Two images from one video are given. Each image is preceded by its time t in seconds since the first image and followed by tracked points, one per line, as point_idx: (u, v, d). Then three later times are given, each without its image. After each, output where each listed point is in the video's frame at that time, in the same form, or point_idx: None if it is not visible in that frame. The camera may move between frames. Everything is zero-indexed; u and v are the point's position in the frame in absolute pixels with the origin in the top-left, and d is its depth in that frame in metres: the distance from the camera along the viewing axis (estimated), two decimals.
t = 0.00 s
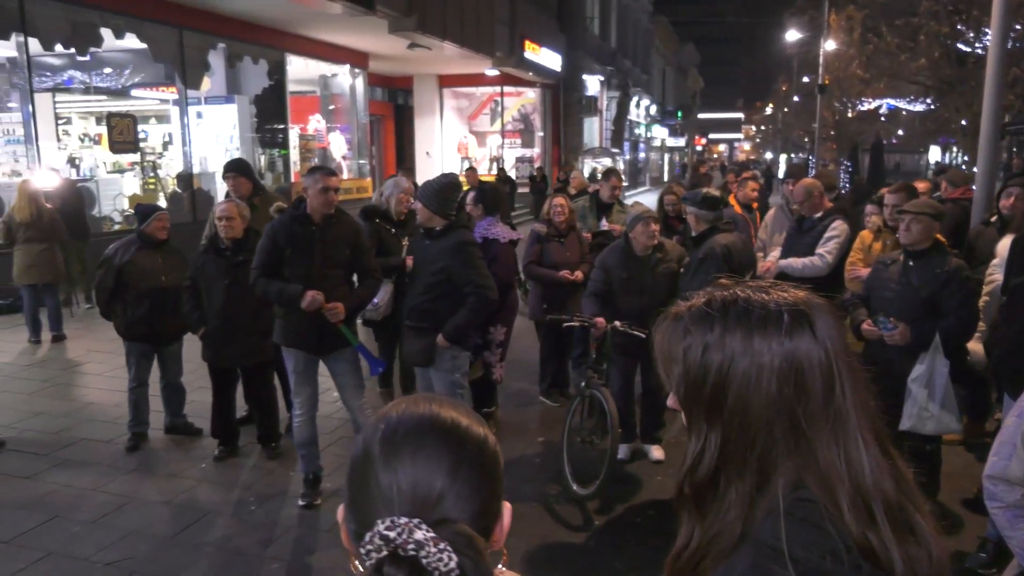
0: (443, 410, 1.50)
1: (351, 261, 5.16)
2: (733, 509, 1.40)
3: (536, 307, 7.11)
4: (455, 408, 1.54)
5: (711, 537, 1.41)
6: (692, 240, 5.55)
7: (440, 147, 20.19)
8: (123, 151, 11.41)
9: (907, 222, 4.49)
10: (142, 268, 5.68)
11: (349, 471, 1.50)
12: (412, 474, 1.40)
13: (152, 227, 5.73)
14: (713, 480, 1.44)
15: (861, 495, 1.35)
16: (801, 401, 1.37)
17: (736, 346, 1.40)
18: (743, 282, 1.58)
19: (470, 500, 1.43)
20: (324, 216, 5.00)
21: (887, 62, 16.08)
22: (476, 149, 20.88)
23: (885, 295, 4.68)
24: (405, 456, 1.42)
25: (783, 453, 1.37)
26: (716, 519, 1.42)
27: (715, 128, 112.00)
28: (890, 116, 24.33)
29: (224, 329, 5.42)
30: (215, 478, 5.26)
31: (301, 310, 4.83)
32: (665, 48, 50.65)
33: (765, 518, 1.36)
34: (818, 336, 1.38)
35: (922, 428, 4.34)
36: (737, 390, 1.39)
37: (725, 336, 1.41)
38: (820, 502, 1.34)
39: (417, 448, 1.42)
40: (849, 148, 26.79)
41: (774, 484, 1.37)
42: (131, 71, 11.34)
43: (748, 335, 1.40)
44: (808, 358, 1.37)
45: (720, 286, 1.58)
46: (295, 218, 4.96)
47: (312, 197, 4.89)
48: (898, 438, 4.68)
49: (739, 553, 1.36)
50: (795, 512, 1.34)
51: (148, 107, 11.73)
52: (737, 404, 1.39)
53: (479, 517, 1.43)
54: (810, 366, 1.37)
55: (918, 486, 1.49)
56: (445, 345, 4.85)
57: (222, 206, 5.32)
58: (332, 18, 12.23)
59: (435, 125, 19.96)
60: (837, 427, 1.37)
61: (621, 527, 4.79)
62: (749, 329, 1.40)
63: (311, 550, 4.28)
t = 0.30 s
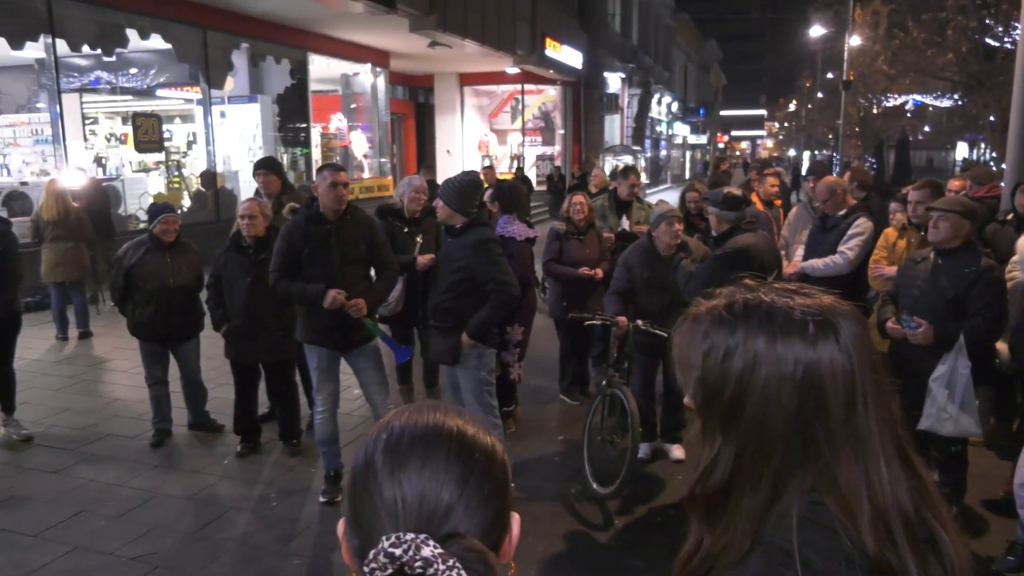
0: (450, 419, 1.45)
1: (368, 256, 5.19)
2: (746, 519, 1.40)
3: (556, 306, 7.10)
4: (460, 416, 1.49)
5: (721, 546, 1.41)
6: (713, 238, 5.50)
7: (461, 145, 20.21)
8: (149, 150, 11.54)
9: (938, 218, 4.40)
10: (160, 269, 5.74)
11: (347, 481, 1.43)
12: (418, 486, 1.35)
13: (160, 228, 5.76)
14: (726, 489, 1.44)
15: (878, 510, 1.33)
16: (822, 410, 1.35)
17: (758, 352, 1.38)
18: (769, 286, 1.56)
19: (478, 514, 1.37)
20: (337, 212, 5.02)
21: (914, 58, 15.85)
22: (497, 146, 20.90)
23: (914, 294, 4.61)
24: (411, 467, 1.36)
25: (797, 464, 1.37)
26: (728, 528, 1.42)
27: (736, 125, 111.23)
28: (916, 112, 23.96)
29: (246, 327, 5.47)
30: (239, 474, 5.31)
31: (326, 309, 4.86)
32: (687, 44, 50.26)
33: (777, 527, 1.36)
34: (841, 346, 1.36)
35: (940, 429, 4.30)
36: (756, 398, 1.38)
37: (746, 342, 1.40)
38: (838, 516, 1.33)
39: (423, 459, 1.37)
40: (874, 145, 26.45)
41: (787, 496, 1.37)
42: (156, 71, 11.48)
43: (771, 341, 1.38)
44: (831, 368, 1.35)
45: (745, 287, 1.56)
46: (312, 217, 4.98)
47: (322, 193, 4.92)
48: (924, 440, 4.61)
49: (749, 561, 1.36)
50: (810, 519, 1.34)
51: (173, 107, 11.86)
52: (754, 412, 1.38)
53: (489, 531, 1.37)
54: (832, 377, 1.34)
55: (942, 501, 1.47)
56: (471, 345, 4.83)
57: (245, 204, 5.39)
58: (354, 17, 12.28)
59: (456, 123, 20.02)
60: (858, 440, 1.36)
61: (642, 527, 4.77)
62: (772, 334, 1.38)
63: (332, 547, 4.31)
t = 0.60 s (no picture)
0: (449, 419, 1.39)
1: (394, 252, 5.20)
2: (768, 513, 1.37)
3: (572, 303, 7.08)
4: (459, 415, 1.43)
5: (743, 537, 1.38)
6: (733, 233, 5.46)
7: (479, 141, 20.21)
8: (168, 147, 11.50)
9: (962, 214, 4.35)
10: (181, 266, 5.80)
11: (340, 480, 1.37)
12: (412, 489, 1.28)
13: (179, 224, 5.80)
14: (750, 481, 1.41)
15: (901, 509, 1.31)
16: (852, 404, 1.33)
17: (789, 343, 1.37)
18: (802, 277, 1.55)
19: (476, 519, 1.29)
20: (358, 208, 5.05)
21: (938, 51, 15.60)
22: (515, 143, 20.98)
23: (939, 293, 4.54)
24: (406, 467, 1.30)
25: (823, 459, 1.34)
26: (750, 519, 1.39)
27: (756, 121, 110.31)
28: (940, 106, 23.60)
29: (265, 322, 5.50)
30: (258, 469, 5.35)
31: (350, 303, 4.88)
32: (707, 40, 49.88)
33: (796, 518, 1.34)
34: (874, 340, 1.34)
35: (963, 429, 4.23)
36: (785, 389, 1.36)
37: (778, 333, 1.38)
38: (862, 513, 1.31)
39: (419, 458, 1.30)
40: (896, 141, 26.11)
41: (810, 492, 1.35)
42: (176, 69, 11.70)
43: (802, 332, 1.36)
44: (862, 361, 1.33)
45: (778, 277, 1.55)
46: (333, 214, 5.00)
47: (342, 189, 4.96)
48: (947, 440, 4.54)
49: (759, 556, 1.33)
50: (831, 516, 1.32)
51: (193, 105, 11.99)
52: (783, 404, 1.36)
53: (487, 538, 1.30)
54: (864, 370, 1.33)
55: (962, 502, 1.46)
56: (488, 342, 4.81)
57: (263, 201, 5.42)
58: (372, 14, 12.30)
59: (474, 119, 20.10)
60: (887, 437, 1.33)
61: (659, 525, 4.74)
62: (804, 326, 1.37)
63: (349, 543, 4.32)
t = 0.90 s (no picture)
0: (461, 420, 1.38)
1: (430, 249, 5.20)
2: (793, 514, 1.35)
3: (591, 299, 7.05)
4: (471, 417, 1.42)
5: (766, 537, 1.37)
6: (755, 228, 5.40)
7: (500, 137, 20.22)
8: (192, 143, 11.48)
9: (994, 212, 4.28)
10: (210, 260, 5.84)
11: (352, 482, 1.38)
12: (425, 491, 1.27)
13: (214, 218, 5.86)
14: (775, 480, 1.39)
15: (931, 509, 1.28)
16: (877, 402, 1.31)
17: (810, 341, 1.35)
18: (827, 273, 1.53)
19: (492, 522, 1.29)
20: (396, 202, 5.06)
21: (966, 45, 15.34)
22: (536, 138, 20.90)
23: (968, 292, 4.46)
24: (417, 470, 1.29)
25: (847, 458, 1.32)
26: (775, 518, 1.37)
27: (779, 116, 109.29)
28: (967, 101, 23.22)
29: (286, 318, 5.53)
30: (280, 463, 5.39)
31: (379, 297, 4.90)
32: (729, 34, 49.45)
33: (824, 520, 1.32)
34: (899, 337, 1.32)
35: (993, 430, 4.18)
36: (807, 387, 1.35)
37: (799, 331, 1.37)
38: (889, 514, 1.29)
39: (431, 461, 1.30)
40: (922, 135, 25.73)
41: (837, 492, 1.32)
42: (200, 66, 11.72)
43: (825, 329, 1.35)
44: (887, 360, 1.31)
45: (802, 274, 1.53)
46: (371, 206, 5.04)
47: (382, 183, 4.98)
48: (976, 440, 4.48)
49: (789, 555, 1.34)
50: (858, 516, 1.30)
51: (216, 101, 12.07)
52: (806, 401, 1.35)
53: (503, 541, 1.29)
54: (888, 368, 1.31)
55: (997, 504, 1.42)
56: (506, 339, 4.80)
57: (284, 197, 5.45)
58: (393, 10, 12.31)
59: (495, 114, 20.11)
60: (916, 436, 1.30)
61: (679, 523, 4.72)
62: (826, 323, 1.36)
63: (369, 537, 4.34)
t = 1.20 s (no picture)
0: (487, 420, 1.38)
1: (466, 247, 5.22)
2: (834, 515, 1.33)
3: (616, 297, 7.01)
4: (499, 416, 1.42)
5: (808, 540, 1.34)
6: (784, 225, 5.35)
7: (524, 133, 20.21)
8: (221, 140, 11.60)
9: None
10: (241, 256, 5.90)
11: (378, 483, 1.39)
12: (452, 491, 1.28)
13: (246, 215, 5.93)
14: (816, 482, 1.37)
15: (979, 512, 1.25)
16: (922, 401, 1.29)
17: (851, 341, 1.35)
18: (870, 273, 1.52)
19: (520, 521, 1.29)
20: (441, 202, 5.08)
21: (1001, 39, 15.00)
22: (561, 135, 20.87)
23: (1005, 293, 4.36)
24: (443, 470, 1.29)
25: (892, 458, 1.30)
26: (816, 520, 1.34)
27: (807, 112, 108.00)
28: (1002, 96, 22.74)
29: (310, 314, 5.56)
30: (306, 457, 5.44)
31: (420, 296, 4.93)
32: (757, 29, 48.91)
33: (867, 525, 1.30)
34: (946, 336, 1.31)
35: None
36: (849, 385, 1.34)
37: (842, 330, 1.37)
38: (935, 515, 1.27)
39: (457, 460, 1.30)
40: (955, 132, 25.26)
41: (882, 494, 1.31)
42: (229, 64, 12.05)
43: (867, 327, 1.35)
44: (934, 359, 1.30)
45: (843, 274, 1.53)
46: (411, 203, 5.06)
47: (426, 182, 4.99)
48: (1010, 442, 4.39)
49: (833, 559, 1.31)
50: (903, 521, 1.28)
51: (244, 98, 12.37)
52: (848, 399, 1.34)
53: (531, 540, 1.29)
54: (935, 367, 1.29)
55: None
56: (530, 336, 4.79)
57: (307, 194, 5.49)
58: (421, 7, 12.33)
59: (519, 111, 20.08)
60: (963, 437, 1.28)
61: (704, 522, 4.69)
62: (869, 322, 1.35)
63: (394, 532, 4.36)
